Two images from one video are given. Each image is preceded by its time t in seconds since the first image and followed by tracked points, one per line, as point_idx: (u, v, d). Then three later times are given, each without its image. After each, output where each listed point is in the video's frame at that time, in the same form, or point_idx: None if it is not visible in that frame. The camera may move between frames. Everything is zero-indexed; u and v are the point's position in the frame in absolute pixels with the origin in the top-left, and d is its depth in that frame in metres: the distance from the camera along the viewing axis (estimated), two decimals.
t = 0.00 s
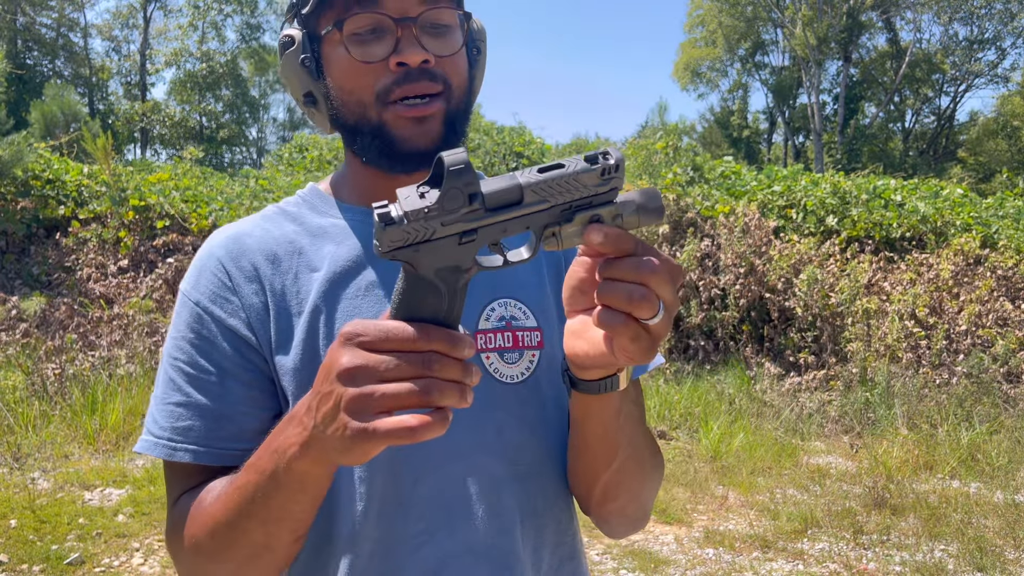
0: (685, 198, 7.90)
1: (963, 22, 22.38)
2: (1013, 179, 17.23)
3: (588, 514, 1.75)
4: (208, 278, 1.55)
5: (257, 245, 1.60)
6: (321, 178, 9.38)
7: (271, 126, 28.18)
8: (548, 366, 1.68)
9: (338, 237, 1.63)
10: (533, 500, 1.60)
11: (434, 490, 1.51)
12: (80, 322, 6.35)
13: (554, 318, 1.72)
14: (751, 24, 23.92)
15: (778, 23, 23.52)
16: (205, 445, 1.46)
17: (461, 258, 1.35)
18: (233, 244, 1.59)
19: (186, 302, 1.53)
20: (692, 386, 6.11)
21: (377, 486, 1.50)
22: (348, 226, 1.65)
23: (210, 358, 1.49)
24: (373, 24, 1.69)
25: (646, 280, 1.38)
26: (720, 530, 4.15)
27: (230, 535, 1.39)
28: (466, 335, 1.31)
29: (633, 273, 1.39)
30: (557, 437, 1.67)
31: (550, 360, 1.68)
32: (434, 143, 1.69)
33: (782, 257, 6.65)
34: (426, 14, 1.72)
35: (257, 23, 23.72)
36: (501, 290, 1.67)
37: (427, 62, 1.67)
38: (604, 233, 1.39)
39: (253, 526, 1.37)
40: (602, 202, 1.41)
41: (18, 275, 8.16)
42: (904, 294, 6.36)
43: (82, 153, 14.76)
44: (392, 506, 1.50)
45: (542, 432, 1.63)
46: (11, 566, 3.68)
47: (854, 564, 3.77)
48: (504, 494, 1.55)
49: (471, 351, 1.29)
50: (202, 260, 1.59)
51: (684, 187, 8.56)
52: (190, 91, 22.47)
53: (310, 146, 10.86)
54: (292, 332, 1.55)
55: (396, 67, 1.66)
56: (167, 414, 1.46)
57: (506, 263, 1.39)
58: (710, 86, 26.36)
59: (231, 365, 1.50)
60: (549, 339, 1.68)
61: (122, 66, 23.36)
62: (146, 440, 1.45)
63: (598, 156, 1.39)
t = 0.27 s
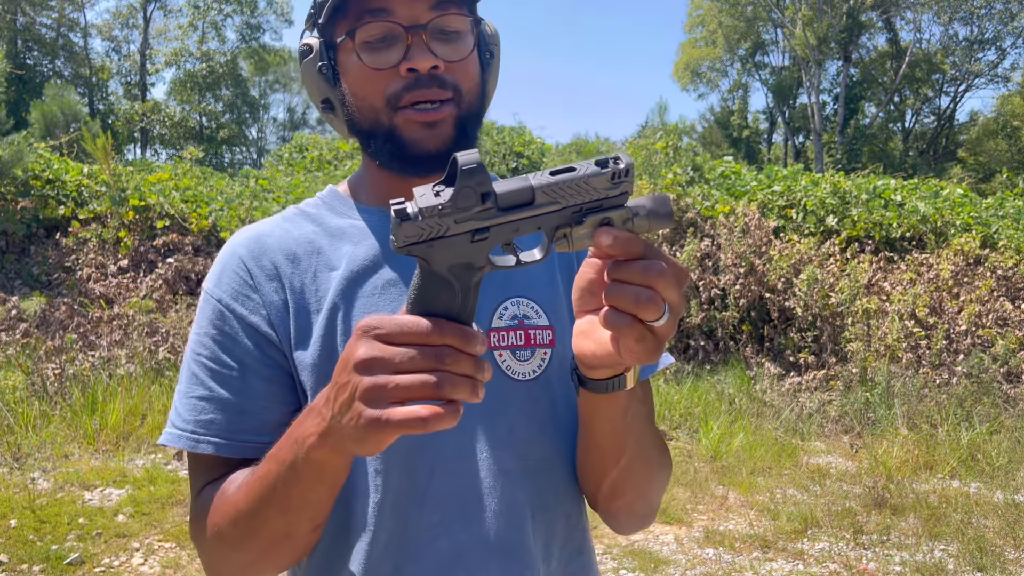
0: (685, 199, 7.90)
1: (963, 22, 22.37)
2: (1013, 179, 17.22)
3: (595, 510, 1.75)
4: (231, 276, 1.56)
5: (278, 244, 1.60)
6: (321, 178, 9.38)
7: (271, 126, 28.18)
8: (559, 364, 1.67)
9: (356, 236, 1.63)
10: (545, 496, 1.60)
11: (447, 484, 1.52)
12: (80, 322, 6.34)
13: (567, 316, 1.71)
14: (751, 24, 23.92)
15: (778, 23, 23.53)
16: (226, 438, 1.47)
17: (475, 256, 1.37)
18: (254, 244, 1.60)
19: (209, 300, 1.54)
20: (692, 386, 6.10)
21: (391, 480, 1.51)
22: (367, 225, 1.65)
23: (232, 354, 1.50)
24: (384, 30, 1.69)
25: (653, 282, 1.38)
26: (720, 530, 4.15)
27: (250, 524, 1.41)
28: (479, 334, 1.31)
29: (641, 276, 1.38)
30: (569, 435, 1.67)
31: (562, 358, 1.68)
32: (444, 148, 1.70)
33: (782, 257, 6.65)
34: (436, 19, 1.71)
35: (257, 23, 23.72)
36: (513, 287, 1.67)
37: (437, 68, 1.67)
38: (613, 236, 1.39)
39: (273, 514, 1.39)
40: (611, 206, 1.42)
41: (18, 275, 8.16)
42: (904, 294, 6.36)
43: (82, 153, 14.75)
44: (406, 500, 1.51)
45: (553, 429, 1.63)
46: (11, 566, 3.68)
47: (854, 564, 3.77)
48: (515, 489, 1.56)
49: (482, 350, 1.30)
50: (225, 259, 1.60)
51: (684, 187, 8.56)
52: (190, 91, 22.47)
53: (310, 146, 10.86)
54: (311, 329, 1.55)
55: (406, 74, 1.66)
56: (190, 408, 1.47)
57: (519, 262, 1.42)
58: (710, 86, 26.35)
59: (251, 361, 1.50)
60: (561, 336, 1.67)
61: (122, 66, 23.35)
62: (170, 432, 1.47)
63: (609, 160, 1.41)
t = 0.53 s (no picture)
0: (685, 199, 7.90)
1: (963, 22, 22.36)
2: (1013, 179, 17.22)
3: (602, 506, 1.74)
4: (244, 276, 1.56)
5: (290, 246, 1.61)
6: (320, 178, 9.38)
7: (271, 126, 28.18)
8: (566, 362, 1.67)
9: (366, 237, 1.63)
10: (554, 493, 1.60)
11: (457, 480, 1.52)
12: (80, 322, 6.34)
13: (574, 314, 1.71)
14: (751, 24, 23.91)
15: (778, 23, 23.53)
16: (239, 436, 1.47)
17: (483, 254, 1.38)
18: (267, 245, 1.60)
19: (222, 300, 1.55)
20: (692, 386, 6.11)
21: (401, 476, 1.52)
22: (378, 227, 1.65)
23: (245, 353, 1.50)
24: (392, 36, 1.70)
25: (658, 281, 1.38)
26: (720, 530, 4.15)
27: (262, 520, 1.41)
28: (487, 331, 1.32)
29: (645, 275, 1.38)
30: (576, 432, 1.67)
31: (570, 357, 1.68)
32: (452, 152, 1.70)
33: (782, 257, 6.65)
34: (444, 24, 1.71)
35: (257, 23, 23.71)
36: (522, 286, 1.67)
37: (445, 73, 1.68)
38: (618, 235, 1.39)
39: (285, 511, 1.39)
40: (617, 206, 1.42)
41: (19, 275, 8.16)
42: (904, 294, 6.36)
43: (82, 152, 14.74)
44: (416, 497, 1.51)
45: (561, 426, 1.64)
46: (11, 566, 3.68)
47: (854, 564, 3.77)
48: (524, 486, 1.56)
49: (490, 347, 1.31)
50: (238, 260, 1.60)
51: (684, 187, 8.57)
52: (190, 91, 22.45)
53: (310, 146, 10.86)
54: (322, 329, 1.55)
55: (414, 78, 1.66)
56: (205, 406, 1.47)
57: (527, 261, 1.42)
58: (710, 86, 26.36)
59: (264, 361, 1.51)
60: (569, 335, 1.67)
61: (122, 66, 23.35)
62: (185, 429, 1.47)
63: (614, 161, 1.42)
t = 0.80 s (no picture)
0: (685, 199, 7.90)
1: (963, 22, 22.36)
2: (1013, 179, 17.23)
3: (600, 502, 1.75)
4: (244, 272, 1.56)
5: (291, 242, 1.60)
6: (320, 178, 9.38)
7: (270, 126, 28.19)
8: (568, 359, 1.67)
9: (367, 233, 1.63)
10: (555, 488, 1.60)
11: (456, 475, 1.52)
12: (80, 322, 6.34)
13: (576, 311, 1.71)
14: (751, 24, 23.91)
15: (778, 23, 23.54)
16: (239, 430, 1.47)
17: (487, 254, 1.38)
18: (268, 241, 1.60)
19: (223, 296, 1.54)
20: (692, 385, 6.11)
21: (400, 471, 1.52)
22: (379, 223, 1.65)
23: (245, 349, 1.50)
24: (393, 39, 1.70)
25: (659, 286, 1.38)
26: (720, 530, 4.15)
27: (262, 515, 1.41)
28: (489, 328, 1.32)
29: (646, 278, 1.38)
30: (577, 428, 1.67)
31: (572, 354, 1.67)
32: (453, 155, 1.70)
33: (782, 257, 6.64)
34: (445, 28, 1.72)
35: (257, 22, 23.70)
36: (523, 283, 1.67)
37: (445, 76, 1.68)
38: (620, 238, 1.38)
39: (286, 506, 1.39)
40: (620, 209, 1.42)
41: (19, 275, 8.16)
42: (904, 294, 6.36)
43: (82, 153, 14.74)
44: (415, 491, 1.51)
45: (562, 422, 1.64)
46: (12, 566, 3.68)
47: (854, 563, 3.77)
48: (524, 480, 1.56)
49: (492, 345, 1.30)
50: (239, 256, 1.60)
51: (684, 187, 8.57)
52: (190, 91, 22.45)
53: (310, 146, 10.85)
54: (323, 325, 1.55)
55: (415, 82, 1.66)
56: (205, 401, 1.47)
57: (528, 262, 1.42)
58: (710, 86, 26.36)
59: (265, 356, 1.51)
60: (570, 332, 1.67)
61: (122, 66, 23.35)
62: (185, 424, 1.47)
63: (618, 165, 1.42)
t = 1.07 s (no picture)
0: (685, 199, 7.90)
1: (964, 22, 22.35)
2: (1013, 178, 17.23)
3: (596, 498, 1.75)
4: (240, 269, 1.56)
5: (286, 238, 1.60)
6: (320, 178, 9.37)
7: (271, 126, 28.19)
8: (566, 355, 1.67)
9: (364, 230, 1.63)
10: (554, 483, 1.61)
11: (454, 472, 1.52)
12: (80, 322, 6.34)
13: (573, 307, 1.71)
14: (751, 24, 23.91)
15: (778, 23, 23.54)
16: (234, 426, 1.47)
17: (488, 255, 1.39)
18: (264, 238, 1.60)
19: (218, 292, 1.55)
20: (692, 385, 6.10)
21: (398, 468, 1.52)
22: (376, 220, 1.65)
23: (240, 345, 1.50)
24: (389, 40, 1.69)
25: (658, 287, 1.38)
26: (720, 530, 4.15)
27: (258, 513, 1.41)
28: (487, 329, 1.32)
29: (645, 279, 1.38)
30: (575, 423, 1.67)
31: (570, 350, 1.67)
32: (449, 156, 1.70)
33: (782, 257, 6.64)
34: (440, 29, 1.72)
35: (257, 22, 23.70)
36: (521, 279, 1.66)
37: (441, 77, 1.68)
38: (619, 240, 1.38)
39: (283, 504, 1.39)
40: (620, 211, 1.42)
41: (19, 275, 8.16)
42: (904, 294, 6.36)
43: (82, 152, 14.74)
44: (413, 488, 1.51)
45: (560, 418, 1.64)
46: (12, 566, 3.68)
47: (854, 563, 3.77)
48: (523, 477, 1.57)
49: (491, 346, 1.30)
50: (235, 252, 1.60)
51: (684, 187, 8.57)
52: (190, 91, 22.45)
53: (310, 146, 10.85)
54: (319, 321, 1.55)
55: (411, 83, 1.66)
56: (200, 398, 1.47)
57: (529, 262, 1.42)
58: (710, 86, 26.35)
59: (260, 352, 1.51)
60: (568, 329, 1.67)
61: (122, 66, 23.35)
62: (179, 421, 1.47)
63: (618, 166, 1.42)
